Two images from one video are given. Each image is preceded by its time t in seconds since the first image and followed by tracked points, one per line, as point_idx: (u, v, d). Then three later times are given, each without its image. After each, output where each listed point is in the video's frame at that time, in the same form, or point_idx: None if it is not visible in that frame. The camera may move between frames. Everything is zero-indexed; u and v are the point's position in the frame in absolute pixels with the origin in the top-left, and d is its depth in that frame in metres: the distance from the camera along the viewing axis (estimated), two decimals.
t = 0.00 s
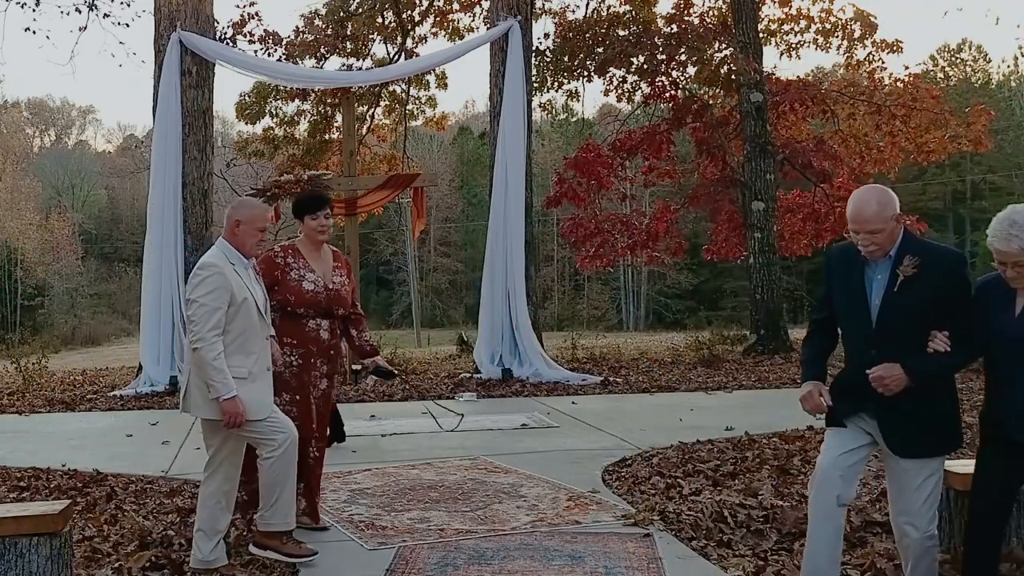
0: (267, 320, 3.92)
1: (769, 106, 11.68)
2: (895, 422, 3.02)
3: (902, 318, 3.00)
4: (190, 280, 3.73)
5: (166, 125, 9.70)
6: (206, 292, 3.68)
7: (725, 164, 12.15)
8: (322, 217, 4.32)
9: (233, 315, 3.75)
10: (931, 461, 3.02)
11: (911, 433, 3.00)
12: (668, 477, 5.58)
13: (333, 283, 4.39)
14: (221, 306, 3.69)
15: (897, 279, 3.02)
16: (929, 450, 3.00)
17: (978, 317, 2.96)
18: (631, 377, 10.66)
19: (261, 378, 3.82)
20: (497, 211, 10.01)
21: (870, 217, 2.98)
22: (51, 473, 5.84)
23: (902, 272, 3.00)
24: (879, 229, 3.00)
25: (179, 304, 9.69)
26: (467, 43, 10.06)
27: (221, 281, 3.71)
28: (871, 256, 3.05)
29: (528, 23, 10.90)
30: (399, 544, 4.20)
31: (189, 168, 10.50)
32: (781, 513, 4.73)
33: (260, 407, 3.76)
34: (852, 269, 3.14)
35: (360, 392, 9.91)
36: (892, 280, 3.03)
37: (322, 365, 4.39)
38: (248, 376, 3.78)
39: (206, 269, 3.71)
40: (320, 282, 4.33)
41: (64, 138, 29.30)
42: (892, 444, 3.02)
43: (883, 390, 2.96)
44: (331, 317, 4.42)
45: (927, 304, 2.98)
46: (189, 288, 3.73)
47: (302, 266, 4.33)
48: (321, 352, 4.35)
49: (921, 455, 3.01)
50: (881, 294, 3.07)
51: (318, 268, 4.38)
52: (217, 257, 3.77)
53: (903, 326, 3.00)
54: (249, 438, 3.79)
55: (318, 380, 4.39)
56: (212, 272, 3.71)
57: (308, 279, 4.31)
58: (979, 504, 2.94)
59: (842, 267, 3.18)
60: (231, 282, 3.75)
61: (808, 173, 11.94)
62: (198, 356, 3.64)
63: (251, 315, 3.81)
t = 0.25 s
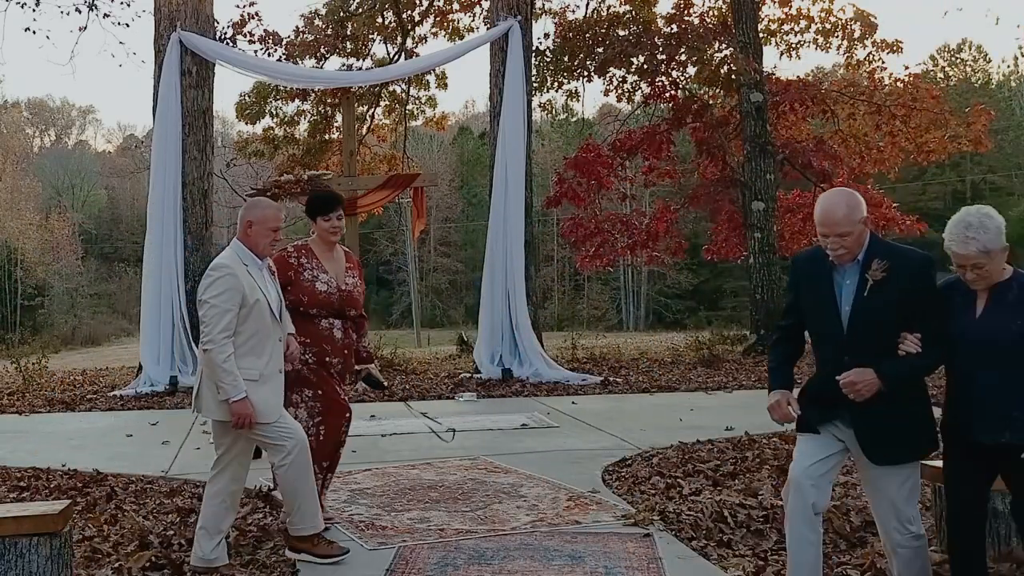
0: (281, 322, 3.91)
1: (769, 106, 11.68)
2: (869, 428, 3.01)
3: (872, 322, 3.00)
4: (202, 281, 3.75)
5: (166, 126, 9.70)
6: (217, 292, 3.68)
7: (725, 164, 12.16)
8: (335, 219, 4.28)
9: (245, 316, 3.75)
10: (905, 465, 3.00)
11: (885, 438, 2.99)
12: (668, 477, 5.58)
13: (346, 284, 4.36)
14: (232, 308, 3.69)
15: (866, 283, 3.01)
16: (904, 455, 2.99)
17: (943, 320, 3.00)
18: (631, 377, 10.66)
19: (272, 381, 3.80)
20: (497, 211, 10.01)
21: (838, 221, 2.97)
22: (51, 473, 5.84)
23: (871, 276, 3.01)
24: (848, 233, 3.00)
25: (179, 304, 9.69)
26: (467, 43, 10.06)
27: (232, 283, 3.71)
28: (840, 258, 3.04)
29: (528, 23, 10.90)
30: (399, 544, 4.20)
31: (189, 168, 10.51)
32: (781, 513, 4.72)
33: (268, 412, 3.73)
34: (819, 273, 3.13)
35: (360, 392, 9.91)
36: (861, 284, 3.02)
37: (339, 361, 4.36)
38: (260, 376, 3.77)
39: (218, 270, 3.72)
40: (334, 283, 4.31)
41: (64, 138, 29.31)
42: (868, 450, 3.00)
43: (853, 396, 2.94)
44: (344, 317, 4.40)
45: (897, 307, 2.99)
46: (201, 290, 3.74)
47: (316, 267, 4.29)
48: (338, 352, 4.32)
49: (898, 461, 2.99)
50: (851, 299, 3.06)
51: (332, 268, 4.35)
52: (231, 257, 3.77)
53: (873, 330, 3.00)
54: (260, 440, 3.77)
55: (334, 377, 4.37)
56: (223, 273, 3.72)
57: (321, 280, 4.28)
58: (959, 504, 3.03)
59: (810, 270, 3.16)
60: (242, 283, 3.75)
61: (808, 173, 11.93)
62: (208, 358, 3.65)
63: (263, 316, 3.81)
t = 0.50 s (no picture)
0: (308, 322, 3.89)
1: (769, 106, 11.67)
2: (831, 415, 2.97)
3: (833, 309, 2.96)
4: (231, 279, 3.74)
5: (166, 126, 9.70)
6: (245, 291, 3.68)
7: (725, 165, 12.15)
8: (354, 222, 4.23)
9: (272, 316, 3.73)
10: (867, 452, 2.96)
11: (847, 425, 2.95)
12: (668, 477, 5.58)
13: (366, 286, 4.33)
14: (259, 307, 3.68)
15: (823, 268, 2.99)
16: (866, 442, 2.95)
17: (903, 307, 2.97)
18: (631, 377, 10.65)
19: (296, 382, 3.78)
20: (497, 210, 10.01)
21: (794, 205, 2.97)
22: (51, 473, 5.84)
23: (827, 262, 2.98)
24: (804, 216, 2.98)
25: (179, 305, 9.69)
26: (467, 43, 10.06)
27: (262, 282, 3.70)
28: (797, 242, 3.01)
29: (528, 23, 10.90)
30: (399, 544, 4.20)
31: (189, 168, 10.51)
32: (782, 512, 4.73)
33: (288, 414, 3.72)
34: (775, 260, 3.09)
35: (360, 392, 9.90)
36: (818, 270, 3.00)
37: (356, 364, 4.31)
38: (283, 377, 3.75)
39: (246, 268, 3.71)
40: (355, 287, 4.29)
41: (64, 139, 29.35)
42: (832, 437, 2.97)
43: (817, 382, 2.91)
44: (364, 320, 4.36)
45: (857, 292, 2.96)
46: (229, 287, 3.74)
47: (337, 269, 4.26)
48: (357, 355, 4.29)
49: (862, 448, 2.95)
50: (808, 286, 3.03)
51: (351, 270, 4.31)
52: (260, 255, 3.76)
53: (831, 316, 2.96)
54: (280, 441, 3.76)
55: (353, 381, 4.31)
56: (251, 271, 3.71)
57: (342, 283, 4.25)
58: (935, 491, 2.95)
59: (764, 258, 3.12)
60: (270, 283, 3.73)
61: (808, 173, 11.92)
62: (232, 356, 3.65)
63: (290, 317, 3.79)
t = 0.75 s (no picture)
0: (332, 305, 3.96)
1: (769, 106, 11.67)
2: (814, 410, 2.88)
3: (813, 301, 2.89)
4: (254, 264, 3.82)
5: (166, 126, 9.70)
6: (266, 274, 3.75)
7: (725, 165, 12.13)
8: (371, 217, 4.28)
9: (294, 299, 3.81)
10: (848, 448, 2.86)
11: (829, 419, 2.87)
12: (668, 477, 5.58)
13: (389, 281, 4.39)
14: (281, 290, 3.76)
15: (803, 259, 2.91)
16: (848, 437, 2.86)
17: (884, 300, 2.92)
18: (631, 377, 10.65)
19: (320, 366, 3.85)
20: (497, 210, 10.01)
21: (775, 191, 2.86)
22: (51, 473, 5.84)
23: (807, 253, 2.90)
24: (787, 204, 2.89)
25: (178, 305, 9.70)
26: (467, 43, 10.07)
27: (283, 265, 3.78)
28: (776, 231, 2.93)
29: (528, 23, 10.91)
30: (399, 544, 4.20)
31: (189, 168, 10.51)
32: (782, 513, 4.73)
33: (311, 395, 3.78)
34: (753, 251, 3.01)
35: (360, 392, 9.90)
36: (799, 261, 2.92)
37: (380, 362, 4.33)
38: (306, 361, 3.82)
39: (268, 253, 3.79)
40: (377, 281, 4.34)
41: (64, 138, 29.38)
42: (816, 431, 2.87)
43: (802, 376, 2.80)
44: (388, 315, 4.40)
45: (839, 283, 2.89)
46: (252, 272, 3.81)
47: (358, 266, 4.31)
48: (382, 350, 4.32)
49: (845, 443, 2.86)
50: (789, 278, 2.95)
51: (373, 266, 4.37)
52: (282, 239, 3.85)
53: (813, 309, 2.89)
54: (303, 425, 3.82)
55: (376, 379, 4.32)
56: (272, 255, 3.79)
57: (365, 280, 4.30)
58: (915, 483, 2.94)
59: (743, 249, 3.03)
60: (291, 266, 3.81)
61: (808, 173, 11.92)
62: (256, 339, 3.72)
63: (313, 301, 3.86)
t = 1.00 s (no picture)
0: (343, 293, 4.01)
1: (768, 106, 11.67)
2: (799, 410, 2.88)
3: (801, 300, 2.86)
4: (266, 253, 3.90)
5: (166, 126, 9.69)
6: (276, 265, 3.83)
7: (725, 165, 12.13)
8: (389, 210, 4.28)
9: (303, 289, 3.88)
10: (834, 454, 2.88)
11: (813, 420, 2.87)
12: (668, 477, 5.58)
13: (409, 276, 4.41)
14: (292, 279, 3.84)
15: (792, 257, 2.88)
16: (830, 439, 2.87)
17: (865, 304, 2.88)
18: (631, 377, 10.65)
19: (332, 354, 3.92)
20: (497, 210, 10.01)
21: (767, 184, 2.85)
22: (51, 473, 5.84)
23: (796, 251, 2.87)
24: (777, 199, 2.87)
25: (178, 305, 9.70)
26: (467, 43, 10.07)
27: (293, 255, 3.85)
28: (768, 225, 2.91)
29: (528, 23, 10.91)
30: (399, 544, 4.20)
31: (189, 168, 10.51)
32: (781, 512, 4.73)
33: (323, 383, 3.87)
34: (741, 245, 2.96)
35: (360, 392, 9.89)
36: (787, 259, 2.89)
37: (400, 357, 4.40)
38: (319, 350, 3.90)
39: (277, 243, 3.86)
40: (397, 276, 4.37)
41: (64, 139, 29.40)
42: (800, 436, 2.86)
43: (785, 374, 2.79)
44: (409, 310, 4.43)
45: (825, 283, 2.86)
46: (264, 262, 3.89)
47: (379, 261, 4.35)
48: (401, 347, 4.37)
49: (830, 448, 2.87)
50: (776, 276, 2.92)
51: (395, 262, 4.40)
52: (291, 229, 3.92)
53: (801, 308, 2.86)
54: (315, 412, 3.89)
55: (396, 375, 4.40)
56: (280, 246, 3.86)
57: (385, 276, 4.34)
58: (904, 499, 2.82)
59: (730, 244, 2.98)
60: (299, 256, 3.88)
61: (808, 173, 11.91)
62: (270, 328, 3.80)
63: (324, 290, 3.93)
